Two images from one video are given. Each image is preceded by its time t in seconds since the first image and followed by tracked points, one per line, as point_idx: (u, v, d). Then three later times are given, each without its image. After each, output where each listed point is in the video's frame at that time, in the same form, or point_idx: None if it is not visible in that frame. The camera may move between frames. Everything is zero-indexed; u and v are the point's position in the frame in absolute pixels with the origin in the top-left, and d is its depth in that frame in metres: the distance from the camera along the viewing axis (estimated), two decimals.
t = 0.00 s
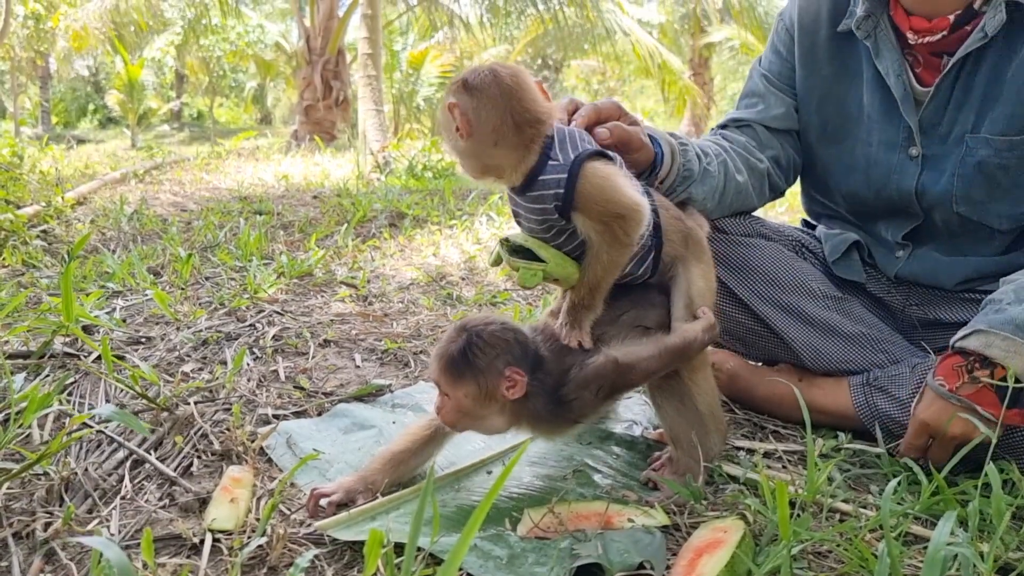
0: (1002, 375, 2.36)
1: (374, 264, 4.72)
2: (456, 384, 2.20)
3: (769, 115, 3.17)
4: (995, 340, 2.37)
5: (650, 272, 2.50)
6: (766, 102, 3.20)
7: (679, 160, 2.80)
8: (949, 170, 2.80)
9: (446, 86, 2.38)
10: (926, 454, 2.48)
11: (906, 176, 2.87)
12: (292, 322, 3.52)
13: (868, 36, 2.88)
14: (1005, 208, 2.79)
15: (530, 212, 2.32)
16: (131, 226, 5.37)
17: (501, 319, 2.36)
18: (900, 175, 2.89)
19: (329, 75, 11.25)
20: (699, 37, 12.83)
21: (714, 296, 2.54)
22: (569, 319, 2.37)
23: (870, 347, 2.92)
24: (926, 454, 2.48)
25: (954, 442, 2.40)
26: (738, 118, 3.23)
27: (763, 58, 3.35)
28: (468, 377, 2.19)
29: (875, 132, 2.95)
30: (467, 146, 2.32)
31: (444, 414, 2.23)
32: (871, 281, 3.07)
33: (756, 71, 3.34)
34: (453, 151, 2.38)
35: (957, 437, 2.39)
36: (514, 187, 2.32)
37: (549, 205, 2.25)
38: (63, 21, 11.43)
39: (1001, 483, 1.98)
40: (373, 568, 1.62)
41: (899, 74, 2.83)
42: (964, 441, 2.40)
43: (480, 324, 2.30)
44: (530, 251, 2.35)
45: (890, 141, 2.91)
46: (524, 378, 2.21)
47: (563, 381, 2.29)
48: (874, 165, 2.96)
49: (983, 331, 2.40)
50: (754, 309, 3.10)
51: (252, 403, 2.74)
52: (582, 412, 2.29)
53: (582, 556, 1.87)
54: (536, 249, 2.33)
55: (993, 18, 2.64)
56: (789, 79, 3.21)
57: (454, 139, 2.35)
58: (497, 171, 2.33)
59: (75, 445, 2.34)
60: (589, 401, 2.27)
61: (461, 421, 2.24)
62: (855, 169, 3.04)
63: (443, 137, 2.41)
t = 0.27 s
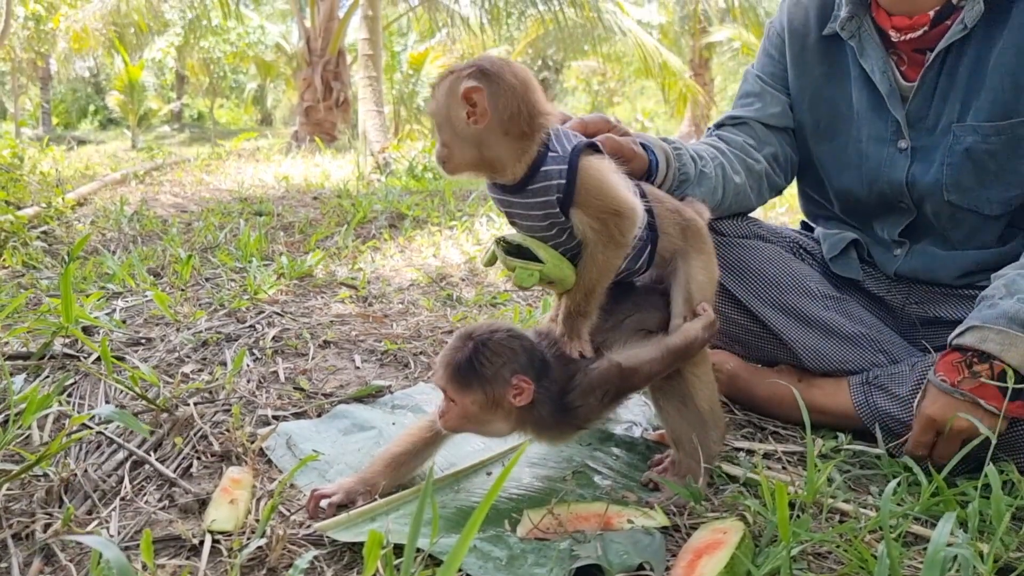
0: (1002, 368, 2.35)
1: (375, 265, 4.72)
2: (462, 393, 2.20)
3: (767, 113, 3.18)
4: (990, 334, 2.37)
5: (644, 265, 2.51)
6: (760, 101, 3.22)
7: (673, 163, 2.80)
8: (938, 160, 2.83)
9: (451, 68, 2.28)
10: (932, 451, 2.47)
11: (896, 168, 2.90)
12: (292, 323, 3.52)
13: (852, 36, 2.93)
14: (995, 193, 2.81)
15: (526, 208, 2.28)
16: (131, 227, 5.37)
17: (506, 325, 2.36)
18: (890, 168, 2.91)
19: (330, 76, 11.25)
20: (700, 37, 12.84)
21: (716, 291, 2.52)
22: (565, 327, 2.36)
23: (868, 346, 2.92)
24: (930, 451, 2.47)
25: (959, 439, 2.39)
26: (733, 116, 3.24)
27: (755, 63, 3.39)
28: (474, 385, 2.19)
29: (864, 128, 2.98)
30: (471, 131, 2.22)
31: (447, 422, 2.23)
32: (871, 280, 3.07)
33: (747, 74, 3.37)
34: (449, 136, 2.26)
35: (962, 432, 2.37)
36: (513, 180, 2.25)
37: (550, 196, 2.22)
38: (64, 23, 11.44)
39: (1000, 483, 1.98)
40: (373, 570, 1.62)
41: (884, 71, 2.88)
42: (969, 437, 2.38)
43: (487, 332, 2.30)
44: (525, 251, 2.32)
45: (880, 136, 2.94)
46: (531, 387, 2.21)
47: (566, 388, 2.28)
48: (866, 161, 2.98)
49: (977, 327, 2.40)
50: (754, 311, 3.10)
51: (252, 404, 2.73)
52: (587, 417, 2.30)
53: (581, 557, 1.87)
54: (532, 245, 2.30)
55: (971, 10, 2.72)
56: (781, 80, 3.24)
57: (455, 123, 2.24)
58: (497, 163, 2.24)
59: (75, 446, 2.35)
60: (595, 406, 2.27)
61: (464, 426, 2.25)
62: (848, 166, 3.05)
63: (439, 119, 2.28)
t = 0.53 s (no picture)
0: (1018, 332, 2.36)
1: (377, 265, 4.73)
2: (459, 407, 2.22)
3: (760, 114, 3.20)
4: (1007, 299, 2.37)
5: (631, 275, 2.50)
6: (754, 102, 3.23)
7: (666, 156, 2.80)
8: (931, 153, 2.84)
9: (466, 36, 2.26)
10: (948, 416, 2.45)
11: (890, 164, 2.91)
12: (295, 323, 3.53)
13: (839, 40, 2.97)
14: (988, 180, 2.80)
15: (516, 190, 2.21)
16: (133, 228, 5.39)
17: (502, 338, 2.36)
18: (884, 165, 2.92)
19: (331, 77, 11.26)
20: (701, 38, 12.86)
21: (704, 297, 2.55)
22: (559, 339, 2.29)
23: (868, 344, 2.92)
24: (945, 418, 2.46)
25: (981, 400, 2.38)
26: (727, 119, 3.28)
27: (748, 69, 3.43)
28: (472, 399, 2.21)
29: (857, 128, 3.00)
30: (476, 100, 2.18)
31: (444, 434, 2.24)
32: (871, 276, 3.07)
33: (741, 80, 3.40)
34: (452, 102, 2.21)
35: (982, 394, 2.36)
36: (507, 159, 2.20)
37: (544, 177, 2.17)
38: (65, 24, 11.46)
39: (1003, 482, 1.99)
40: (378, 570, 1.63)
41: (871, 71, 2.92)
42: (992, 399, 2.37)
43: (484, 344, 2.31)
44: (512, 235, 2.26)
45: (871, 134, 2.96)
46: (528, 405, 2.23)
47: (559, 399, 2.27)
48: (860, 160, 3.00)
49: (993, 292, 2.40)
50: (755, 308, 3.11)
51: (255, 405, 2.74)
52: (580, 430, 2.31)
53: (585, 557, 1.87)
54: (519, 230, 2.25)
55: (952, 6, 2.76)
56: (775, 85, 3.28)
57: (461, 90, 2.19)
58: (493, 137, 2.19)
59: (79, 447, 2.35)
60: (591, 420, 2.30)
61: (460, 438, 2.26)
62: (845, 164, 3.06)
63: (444, 84, 2.23)
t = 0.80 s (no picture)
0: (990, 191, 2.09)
1: (377, 266, 4.73)
2: (451, 435, 2.21)
3: (749, 115, 3.29)
4: (984, 161, 2.15)
5: (637, 278, 2.57)
6: (743, 106, 3.34)
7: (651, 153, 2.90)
8: (919, 144, 2.86)
9: (500, 34, 2.33)
10: (905, 263, 2.03)
11: (880, 160, 2.93)
12: (296, 324, 3.53)
13: (823, 45, 3.05)
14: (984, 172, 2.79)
15: (536, 193, 2.29)
16: (134, 229, 5.39)
17: (494, 362, 2.35)
18: (875, 160, 2.94)
19: (332, 78, 11.27)
20: (701, 37, 12.86)
21: (709, 308, 2.58)
22: (562, 360, 2.38)
23: (864, 342, 2.92)
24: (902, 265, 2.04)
25: (940, 236, 2.02)
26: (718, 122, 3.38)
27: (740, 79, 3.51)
28: (464, 426, 2.20)
29: (845, 126, 3.03)
30: (518, 97, 2.27)
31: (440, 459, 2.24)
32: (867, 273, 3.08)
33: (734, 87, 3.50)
34: (489, 95, 2.27)
35: (939, 239, 2.02)
36: (536, 157, 2.27)
37: (562, 181, 2.24)
38: (65, 25, 11.47)
39: (1003, 482, 1.99)
40: (379, 570, 1.63)
41: (856, 70, 2.95)
42: (952, 242, 2.02)
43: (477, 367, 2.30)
44: (526, 238, 2.35)
45: (861, 132, 2.98)
46: (524, 426, 2.23)
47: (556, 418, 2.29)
48: (852, 158, 3.02)
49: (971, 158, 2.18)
50: (754, 307, 3.13)
51: (256, 405, 2.74)
52: (576, 446, 2.32)
53: (586, 557, 1.87)
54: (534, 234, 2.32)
55: None
56: (766, 92, 3.35)
57: (500, 84, 2.26)
58: (526, 134, 2.27)
59: (80, 448, 2.36)
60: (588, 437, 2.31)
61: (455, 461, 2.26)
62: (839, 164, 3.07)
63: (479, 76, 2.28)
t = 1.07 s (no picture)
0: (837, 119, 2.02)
1: (379, 266, 4.74)
2: (457, 445, 2.32)
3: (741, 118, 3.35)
4: (853, 91, 2.08)
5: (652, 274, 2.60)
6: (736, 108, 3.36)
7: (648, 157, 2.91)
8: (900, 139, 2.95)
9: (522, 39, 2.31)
10: (748, 153, 2.01)
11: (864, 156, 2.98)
12: (297, 325, 3.54)
13: (806, 48, 3.11)
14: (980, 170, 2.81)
15: (555, 206, 2.30)
16: (135, 230, 5.40)
17: (496, 375, 2.47)
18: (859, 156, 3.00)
19: (332, 78, 11.27)
20: (701, 36, 12.85)
21: (712, 305, 2.62)
22: (567, 373, 2.40)
23: (863, 339, 2.94)
24: (740, 153, 2.02)
25: (780, 128, 1.97)
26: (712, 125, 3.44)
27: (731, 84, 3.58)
28: (470, 438, 2.32)
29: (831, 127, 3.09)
30: (536, 104, 2.26)
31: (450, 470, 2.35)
32: (864, 271, 3.11)
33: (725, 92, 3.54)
34: (511, 101, 2.27)
35: (781, 134, 1.98)
36: (560, 171, 2.27)
37: (581, 200, 2.24)
38: (66, 26, 11.48)
39: (1004, 481, 2.00)
40: (383, 569, 1.63)
41: (837, 72, 3.01)
42: (788, 140, 1.98)
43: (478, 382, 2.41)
44: (545, 245, 2.37)
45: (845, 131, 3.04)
46: (530, 430, 2.34)
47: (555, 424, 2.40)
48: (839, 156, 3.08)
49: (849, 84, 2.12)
50: (753, 307, 3.15)
51: (259, 405, 2.75)
52: (578, 448, 2.42)
53: (588, 556, 1.87)
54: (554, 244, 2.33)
55: None
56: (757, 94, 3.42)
57: (523, 91, 2.26)
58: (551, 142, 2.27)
59: (84, 448, 2.36)
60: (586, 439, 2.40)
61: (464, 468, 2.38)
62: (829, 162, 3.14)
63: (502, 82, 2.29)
